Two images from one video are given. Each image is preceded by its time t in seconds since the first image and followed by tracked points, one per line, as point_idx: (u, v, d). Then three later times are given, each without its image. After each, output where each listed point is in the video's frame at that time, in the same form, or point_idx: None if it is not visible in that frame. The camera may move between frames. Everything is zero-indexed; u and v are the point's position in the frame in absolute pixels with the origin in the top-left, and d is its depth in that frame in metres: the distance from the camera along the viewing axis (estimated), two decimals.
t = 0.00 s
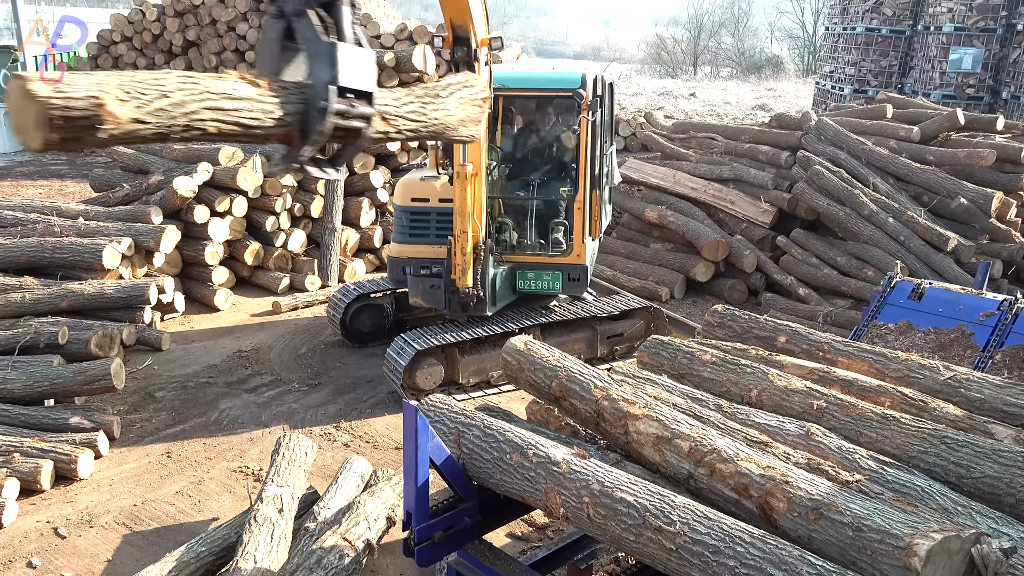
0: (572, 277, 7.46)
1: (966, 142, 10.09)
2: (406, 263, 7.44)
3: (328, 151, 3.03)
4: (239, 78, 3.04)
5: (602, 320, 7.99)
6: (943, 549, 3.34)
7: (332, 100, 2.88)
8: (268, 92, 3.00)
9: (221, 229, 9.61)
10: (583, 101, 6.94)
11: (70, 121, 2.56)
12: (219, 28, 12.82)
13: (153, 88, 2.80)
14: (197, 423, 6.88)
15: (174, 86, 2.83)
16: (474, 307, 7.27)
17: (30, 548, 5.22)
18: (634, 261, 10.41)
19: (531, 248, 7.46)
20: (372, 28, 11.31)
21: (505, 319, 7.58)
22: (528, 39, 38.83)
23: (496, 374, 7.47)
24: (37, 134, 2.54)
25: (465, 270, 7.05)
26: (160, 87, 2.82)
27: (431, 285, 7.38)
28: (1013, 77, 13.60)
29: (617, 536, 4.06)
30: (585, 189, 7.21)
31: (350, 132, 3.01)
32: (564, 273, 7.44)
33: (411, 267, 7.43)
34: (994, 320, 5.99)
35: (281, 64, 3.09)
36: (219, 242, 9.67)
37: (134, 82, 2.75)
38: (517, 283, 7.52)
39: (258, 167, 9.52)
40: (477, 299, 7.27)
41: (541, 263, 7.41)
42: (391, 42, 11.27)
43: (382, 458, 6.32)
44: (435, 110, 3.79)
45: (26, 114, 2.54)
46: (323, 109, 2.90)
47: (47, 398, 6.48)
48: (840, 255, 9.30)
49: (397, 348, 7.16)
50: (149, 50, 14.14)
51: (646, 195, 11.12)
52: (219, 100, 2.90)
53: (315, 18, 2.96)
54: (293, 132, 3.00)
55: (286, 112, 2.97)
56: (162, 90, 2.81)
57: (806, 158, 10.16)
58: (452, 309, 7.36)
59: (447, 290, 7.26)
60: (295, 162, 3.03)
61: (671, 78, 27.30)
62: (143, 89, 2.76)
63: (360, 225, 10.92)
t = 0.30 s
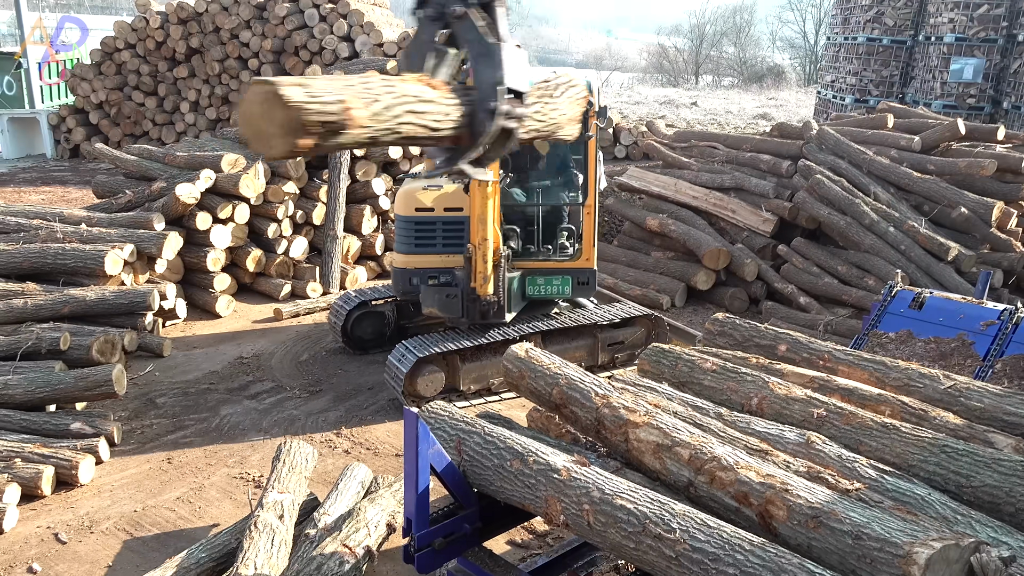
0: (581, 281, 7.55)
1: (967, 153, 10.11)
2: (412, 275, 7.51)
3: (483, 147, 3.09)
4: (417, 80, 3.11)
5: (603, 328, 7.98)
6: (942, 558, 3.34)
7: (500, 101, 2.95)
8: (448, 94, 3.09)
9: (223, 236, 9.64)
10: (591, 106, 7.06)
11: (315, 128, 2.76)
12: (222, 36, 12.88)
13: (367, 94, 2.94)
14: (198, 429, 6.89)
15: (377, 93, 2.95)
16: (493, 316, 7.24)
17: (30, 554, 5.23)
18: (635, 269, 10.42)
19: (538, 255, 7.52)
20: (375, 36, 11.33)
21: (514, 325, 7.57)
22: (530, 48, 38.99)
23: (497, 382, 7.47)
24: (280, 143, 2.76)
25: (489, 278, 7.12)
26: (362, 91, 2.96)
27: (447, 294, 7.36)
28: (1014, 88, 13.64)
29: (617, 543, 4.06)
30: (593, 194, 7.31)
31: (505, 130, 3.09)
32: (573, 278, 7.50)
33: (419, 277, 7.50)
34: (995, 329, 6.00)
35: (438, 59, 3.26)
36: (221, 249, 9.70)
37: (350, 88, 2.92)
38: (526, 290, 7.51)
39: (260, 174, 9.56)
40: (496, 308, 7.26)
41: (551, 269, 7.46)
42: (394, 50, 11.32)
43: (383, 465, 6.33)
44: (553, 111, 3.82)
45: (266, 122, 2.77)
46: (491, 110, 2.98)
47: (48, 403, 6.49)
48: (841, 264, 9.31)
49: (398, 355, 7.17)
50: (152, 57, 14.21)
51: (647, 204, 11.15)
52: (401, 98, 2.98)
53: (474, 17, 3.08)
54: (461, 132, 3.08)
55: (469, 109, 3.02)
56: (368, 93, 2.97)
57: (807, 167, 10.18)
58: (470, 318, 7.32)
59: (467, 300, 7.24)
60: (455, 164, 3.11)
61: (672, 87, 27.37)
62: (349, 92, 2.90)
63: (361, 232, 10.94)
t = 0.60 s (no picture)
0: (581, 278, 7.60)
1: (958, 155, 10.17)
2: (414, 279, 7.48)
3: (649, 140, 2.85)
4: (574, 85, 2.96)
5: (596, 330, 7.99)
6: (931, 556, 3.37)
7: (646, 108, 2.72)
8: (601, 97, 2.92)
9: (216, 237, 9.63)
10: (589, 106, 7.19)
11: (548, 133, 2.89)
12: (215, 37, 12.86)
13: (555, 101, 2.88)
14: (191, 430, 6.88)
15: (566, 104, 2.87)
16: (506, 316, 7.27)
17: (22, 555, 5.21)
18: (629, 271, 10.43)
19: (538, 255, 7.51)
20: (369, 38, 11.36)
21: (513, 324, 7.62)
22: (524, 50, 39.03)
23: (490, 383, 7.47)
24: (515, 150, 2.95)
25: (503, 278, 7.11)
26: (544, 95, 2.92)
27: (459, 296, 7.37)
28: (1005, 90, 13.73)
29: (609, 543, 4.07)
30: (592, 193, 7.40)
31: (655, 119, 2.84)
32: (573, 275, 7.55)
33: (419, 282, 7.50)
34: (985, 330, 6.04)
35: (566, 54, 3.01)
36: (214, 251, 9.68)
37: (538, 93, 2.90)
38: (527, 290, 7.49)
39: (253, 176, 9.56)
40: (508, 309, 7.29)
41: (552, 268, 7.48)
42: (388, 51, 11.29)
43: (377, 466, 6.33)
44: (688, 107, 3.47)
45: (498, 126, 2.95)
46: (637, 117, 2.76)
47: (40, 404, 6.47)
48: (833, 266, 9.34)
49: (391, 356, 7.17)
50: (145, 58, 14.20)
51: (641, 206, 11.18)
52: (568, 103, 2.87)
53: (622, 21, 2.80)
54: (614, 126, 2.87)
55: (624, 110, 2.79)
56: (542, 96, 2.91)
57: (800, 169, 10.21)
58: (483, 319, 7.33)
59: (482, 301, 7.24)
60: (596, 171, 2.93)
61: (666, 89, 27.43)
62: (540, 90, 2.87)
63: (355, 233, 10.94)
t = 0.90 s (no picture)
0: (572, 274, 7.64)
1: (945, 152, 10.25)
2: (410, 279, 7.42)
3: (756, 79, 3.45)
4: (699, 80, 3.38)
5: (585, 327, 7.99)
6: (915, 550, 3.39)
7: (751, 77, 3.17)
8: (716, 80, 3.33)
9: (204, 236, 9.60)
10: (579, 104, 7.29)
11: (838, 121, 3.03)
12: (203, 35, 12.79)
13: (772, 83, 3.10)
14: (180, 429, 6.86)
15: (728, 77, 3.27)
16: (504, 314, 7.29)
17: (9, 555, 5.19)
18: (618, 269, 10.46)
19: (530, 251, 7.54)
20: (358, 36, 11.36)
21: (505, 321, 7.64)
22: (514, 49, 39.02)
23: (480, 381, 7.47)
24: (813, 139, 3.00)
25: (506, 274, 7.13)
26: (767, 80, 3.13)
27: (458, 296, 7.40)
28: (991, 88, 13.88)
29: (597, 539, 4.08)
30: (583, 189, 7.44)
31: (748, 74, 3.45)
32: (565, 271, 7.58)
33: (415, 282, 7.45)
34: (971, 327, 6.09)
35: (681, 37, 3.31)
36: (202, 250, 9.65)
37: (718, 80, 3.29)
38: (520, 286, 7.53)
39: (242, 174, 9.53)
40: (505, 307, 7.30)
41: (544, 264, 7.51)
42: (377, 50, 11.31)
43: (367, 464, 6.32)
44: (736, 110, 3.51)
45: (793, 124, 2.98)
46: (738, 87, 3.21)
47: (27, 404, 6.44)
48: (820, 263, 9.39)
49: (380, 354, 7.17)
50: (133, 56, 14.12)
51: (630, 204, 11.20)
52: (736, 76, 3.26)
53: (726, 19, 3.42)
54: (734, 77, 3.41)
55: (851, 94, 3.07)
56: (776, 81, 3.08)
57: (788, 167, 10.26)
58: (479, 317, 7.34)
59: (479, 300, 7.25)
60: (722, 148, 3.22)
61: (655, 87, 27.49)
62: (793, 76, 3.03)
63: (344, 232, 10.94)
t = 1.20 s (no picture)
0: (559, 270, 7.66)
1: (928, 149, 10.34)
2: (397, 276, 7.41)
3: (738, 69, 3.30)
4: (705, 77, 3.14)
5: (572, 323, 8.00)
6: (897, 543, 3.42)
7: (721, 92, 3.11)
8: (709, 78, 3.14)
9: (189, 233, 9.56)
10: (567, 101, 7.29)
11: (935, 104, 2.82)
12: (188, 31, 12.71)
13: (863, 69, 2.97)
14: (165, 428, 6.83)
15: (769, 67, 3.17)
16: (492, 310, 7.29)
17: None
18: (605, 265, 10.47)
19: (517, 248, 7.55)
20: (344, 32, 11.34)
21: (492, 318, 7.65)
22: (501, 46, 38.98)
23: (467, 377, 7.47)
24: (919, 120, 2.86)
25: (494, 271, 7.12)
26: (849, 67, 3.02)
27: (447, 292, 7.26)
28: (975, 85, 14.11)
29: (582, 534, 4.09)
30: (570, 185, 7.47)
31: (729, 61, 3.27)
32: (552, 267, 7.60)
33: (402, 279, 7.43)
34: (954, 322, 6.12)
35: (685, 25, 3.00)
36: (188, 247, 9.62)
37: (754, 73, 3.15)
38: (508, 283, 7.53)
39: (227, 171, 9.49)
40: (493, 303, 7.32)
41: (531, 260, 7.52)
42: (363, 46, 11.29)
43: (353, 462, 6.31)
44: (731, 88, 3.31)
45: (903, 108, 2.82)
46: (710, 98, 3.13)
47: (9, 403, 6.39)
48: (806, 259, 9.43)
49: (367, 352, 7.16)
50: (117, 52, 14.02)
51: (617, 200, 11.22)
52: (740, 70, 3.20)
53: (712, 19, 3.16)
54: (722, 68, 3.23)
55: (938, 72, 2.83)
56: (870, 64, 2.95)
57: (773, 163, 10.29)
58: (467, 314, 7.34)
59: (467, 297, 7.25)
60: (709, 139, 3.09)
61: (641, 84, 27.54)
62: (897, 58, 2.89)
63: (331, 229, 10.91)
